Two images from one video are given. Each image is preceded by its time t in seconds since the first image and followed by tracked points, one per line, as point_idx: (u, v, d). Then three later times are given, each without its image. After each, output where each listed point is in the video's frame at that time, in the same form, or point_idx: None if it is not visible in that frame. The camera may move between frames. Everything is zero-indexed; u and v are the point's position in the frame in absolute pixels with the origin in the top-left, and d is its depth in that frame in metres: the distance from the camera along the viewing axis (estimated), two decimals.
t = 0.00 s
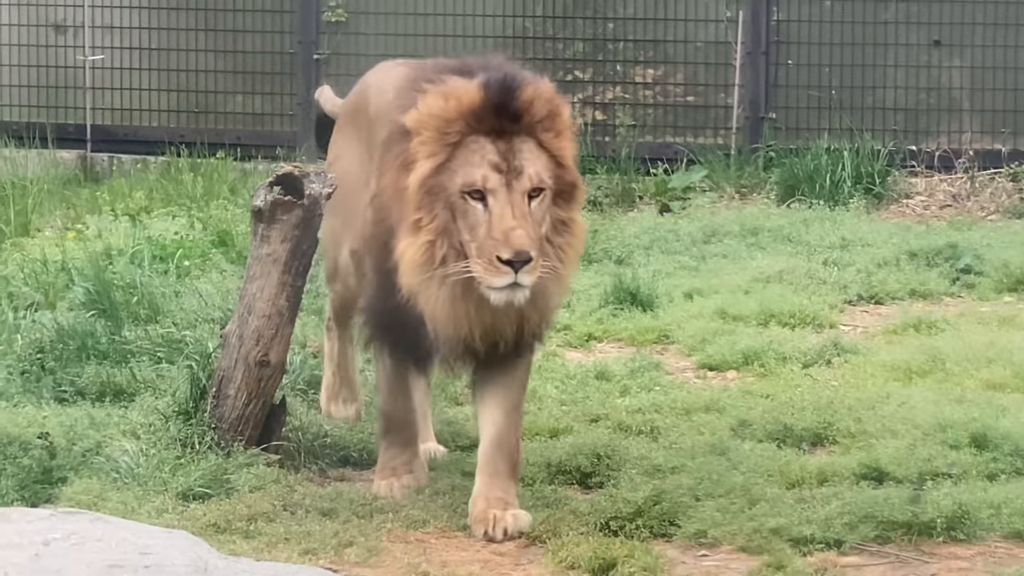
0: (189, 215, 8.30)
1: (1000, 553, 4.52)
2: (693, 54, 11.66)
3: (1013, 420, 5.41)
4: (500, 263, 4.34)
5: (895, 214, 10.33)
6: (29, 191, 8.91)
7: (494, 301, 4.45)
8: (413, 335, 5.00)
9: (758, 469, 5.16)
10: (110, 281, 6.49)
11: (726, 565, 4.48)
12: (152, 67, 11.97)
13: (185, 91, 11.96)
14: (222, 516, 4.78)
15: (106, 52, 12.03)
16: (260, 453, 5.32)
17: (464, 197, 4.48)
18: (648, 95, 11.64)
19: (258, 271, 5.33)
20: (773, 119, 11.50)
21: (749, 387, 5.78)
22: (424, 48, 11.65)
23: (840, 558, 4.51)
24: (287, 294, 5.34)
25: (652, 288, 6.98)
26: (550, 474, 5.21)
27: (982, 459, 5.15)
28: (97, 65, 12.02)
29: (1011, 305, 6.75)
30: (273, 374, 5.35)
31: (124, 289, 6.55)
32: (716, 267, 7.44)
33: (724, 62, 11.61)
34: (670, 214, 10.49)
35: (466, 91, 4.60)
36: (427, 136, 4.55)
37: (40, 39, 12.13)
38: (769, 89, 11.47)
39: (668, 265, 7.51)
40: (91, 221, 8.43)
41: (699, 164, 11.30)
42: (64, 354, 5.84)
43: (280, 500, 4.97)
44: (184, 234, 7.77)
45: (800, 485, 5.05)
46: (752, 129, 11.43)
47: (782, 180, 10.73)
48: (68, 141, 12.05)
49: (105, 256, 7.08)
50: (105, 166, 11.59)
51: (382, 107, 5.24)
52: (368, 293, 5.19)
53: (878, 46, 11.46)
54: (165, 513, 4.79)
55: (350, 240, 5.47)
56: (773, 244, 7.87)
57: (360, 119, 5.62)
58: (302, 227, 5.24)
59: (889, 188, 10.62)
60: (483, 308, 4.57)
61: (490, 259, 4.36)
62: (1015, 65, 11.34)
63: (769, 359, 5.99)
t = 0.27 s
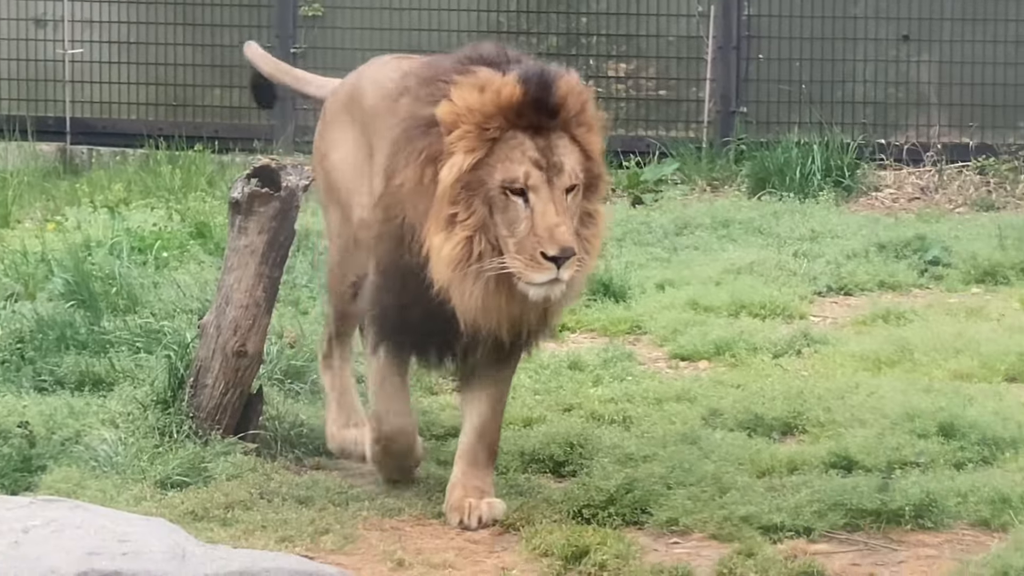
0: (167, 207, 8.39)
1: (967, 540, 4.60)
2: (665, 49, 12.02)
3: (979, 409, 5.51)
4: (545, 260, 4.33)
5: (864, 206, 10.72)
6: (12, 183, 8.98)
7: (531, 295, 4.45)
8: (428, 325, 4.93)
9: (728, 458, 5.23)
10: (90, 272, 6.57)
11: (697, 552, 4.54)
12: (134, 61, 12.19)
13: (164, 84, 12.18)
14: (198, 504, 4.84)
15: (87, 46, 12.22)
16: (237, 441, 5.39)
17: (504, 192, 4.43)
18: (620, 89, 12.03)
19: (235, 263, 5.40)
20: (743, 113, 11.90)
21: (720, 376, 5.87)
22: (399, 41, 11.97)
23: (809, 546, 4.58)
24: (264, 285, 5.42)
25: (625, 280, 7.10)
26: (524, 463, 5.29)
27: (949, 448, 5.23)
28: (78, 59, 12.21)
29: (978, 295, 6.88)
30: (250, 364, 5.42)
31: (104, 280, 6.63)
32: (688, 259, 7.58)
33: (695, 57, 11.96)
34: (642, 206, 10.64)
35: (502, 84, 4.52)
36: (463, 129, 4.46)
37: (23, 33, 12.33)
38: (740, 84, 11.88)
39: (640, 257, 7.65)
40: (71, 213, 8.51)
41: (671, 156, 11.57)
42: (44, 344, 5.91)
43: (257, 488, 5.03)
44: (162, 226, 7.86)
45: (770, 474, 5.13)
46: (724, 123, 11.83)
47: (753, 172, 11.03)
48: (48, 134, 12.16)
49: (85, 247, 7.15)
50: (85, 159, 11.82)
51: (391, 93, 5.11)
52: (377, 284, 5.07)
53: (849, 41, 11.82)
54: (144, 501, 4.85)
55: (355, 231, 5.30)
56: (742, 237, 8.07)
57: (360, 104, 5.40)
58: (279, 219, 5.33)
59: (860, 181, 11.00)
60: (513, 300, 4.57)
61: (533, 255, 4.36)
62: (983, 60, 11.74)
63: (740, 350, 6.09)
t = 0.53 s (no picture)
0: (155, 206, 8.64)
1: (920, 525, 4.83)
2: (632, 54, 12.37)
3: (930, 399, 5.77)
4: (565, 262, 4.24)
5: (821, 205, 11.02)
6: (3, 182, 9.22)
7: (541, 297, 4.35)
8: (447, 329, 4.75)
9: (691, 446, 5.46)
10: (80, 267, 6.82)
11: (661, 536, 4.76)
12: (123, 65, 12.50)
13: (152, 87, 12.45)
14: (184, 490, 5.06)
15: (77, 51, 12.53)
16: (221, 429, 5.63)
17: (526, 194, 4.31)
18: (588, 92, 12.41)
19: (219, 259, 5.61)
20: (706, 115, 12.21)
21: (684, 368, 6.16)
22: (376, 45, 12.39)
23: (768, 529, 4.79)
24: (246, 280, 5.63)
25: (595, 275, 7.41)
26: (495, 450, 5.54)
27: (903, 436, 5.47)
28: (69, 63, 12.51)
29: (927, 290, 7.30)
30: (233, 355, 5.65)
31: (93, 275, 6.88)
32: (654, 255, 7.90)
33: (661, 62, 12.31)
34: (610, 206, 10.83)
35: (528, 87, 4.42)
36: (489, 128, 4.33)
37: (15, 40, 12.65)
38: (704, 88, 12.19)
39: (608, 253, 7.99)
40: (61, 211, 8.77)
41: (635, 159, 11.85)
42: (36, 336, 6.17)
43: (240, 474, 5.26)
44: (148, 223, 8.14)
45: (731, 461, 5.37)
46: (687, 125, 12.13)
47: (715, 172, 11.34)
48: (39, 135, 12.37)
49: (75, 242, 7.40)
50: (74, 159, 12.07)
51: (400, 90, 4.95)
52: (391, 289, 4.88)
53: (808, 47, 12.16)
54: (131, 487, 5.09)
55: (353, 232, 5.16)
56: (704, 233, 8.46)
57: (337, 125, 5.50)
58: (261, 216, 5.53)
59: (816, 181, 11.29)
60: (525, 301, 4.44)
61: (552, 257, 4.26)
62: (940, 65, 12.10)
63: (702, 343, 6.40)
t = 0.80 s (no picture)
0: (121, 199, 8.71)
1: (884, 515, 4.82)
2: (597, 48, 12.29)
3: (895, 391, 5.80)
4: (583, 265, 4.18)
5: (786, 198, 11.05)
6: None
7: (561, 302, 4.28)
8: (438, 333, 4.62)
9: (657, 438, 5.45)
10: (47, 261, 6.86)
11: (626, 527, 4.74)
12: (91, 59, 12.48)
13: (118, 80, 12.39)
14: (151, 483, 5.03)
15: (44, 45, 12.51)
16: (187, 422, 5.65)
17: (538, 199, 4.26)
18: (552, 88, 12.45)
19: (186, 252, 5.66)
20: (672, 109, 12.15)
21: (650, 360, 6.23)
22: (344, 40, 12.37)
23: (732, 521, 4.78)
24: (213, 273, 5.67)
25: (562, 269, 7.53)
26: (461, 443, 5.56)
27: (868, 428, 5.47)
28: (36, 57, 12.47)
29: (892, 283, 7.47)
30: (200, 348, 5.68)
31: (60, 269, 6.91)
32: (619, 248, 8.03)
33: (626, 56, 12.21)
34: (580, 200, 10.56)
35: (533, 94, 4.37)
36: (495, 135, 4.28)
37: None
38: (670, 81, 12.12)
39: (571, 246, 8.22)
40: (29, 203, 8.79)
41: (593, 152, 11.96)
42: (2, 330, 6.20)
43: (208, 467, 5.23)
44: (116, 217, 8.20)
45: (697, 453, 5.36)
46: (653, 118, 12.09)
47: (681, 165, 11.35)
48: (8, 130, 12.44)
49: (43, 236, 7.41)
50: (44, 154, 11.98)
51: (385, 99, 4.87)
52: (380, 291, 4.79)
53: (773, 40, 12.05)
54: (99, 480, 5.06)
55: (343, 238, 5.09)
56: (668, 225, 8.66)
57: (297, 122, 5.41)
58: (227, 210, 5.57)
59: (782, 174, 11.28)
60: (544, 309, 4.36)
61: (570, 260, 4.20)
62: (909, 58, 11.94)
63: (668, 335, 6.51)
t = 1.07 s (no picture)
0: (78, 190, 8.77)
1: (843, 505, 4.68)
2: (554, 37, 11.98)
3: (854, 379, 5.81)
4: (574, 266, 4.15)
5: (743, 186, 10.89)
6: None
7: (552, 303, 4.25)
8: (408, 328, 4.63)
9: (615, 427, 5.43)
10: (4, 251, 6.85)
11: (586, 516, 4.63)
12: (45, 49, 12.27)
13: (74, 70, 12.24)
14: (110, 473, 4.90)
15: None
16: (146, 412, 5.62)
17: (527, 199, 4.22)
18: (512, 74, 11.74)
19: (144, 242, 5.63)
20: (630, 98, 11.96)
21: (609, 350, 6.30)
22: (297, 29, 11.71)
23: (692, 509, 4.67)
24: (171, 263, 5.66)
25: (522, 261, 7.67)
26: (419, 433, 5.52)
27: (827, 417, 5.44)
28: None
29: (850, 272, 7.68)
30: (158, 339, 5.68)
31: (18, 259, 6.90)
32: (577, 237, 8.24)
33: (584, 44, 11.99)
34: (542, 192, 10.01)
35: (519, 93, 4.33)
36: (484, 134, 4.24)
37: None
38: (627, 70, 11.97)
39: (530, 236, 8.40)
40: None
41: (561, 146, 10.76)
42: None
43: (167, 457, 5.14)
44: (75, 209, 8.23)
45: (655, 442, 5.32)
46: (611, 108, 11.84)
47: (639, 152, 11.06)
48: None
49: None
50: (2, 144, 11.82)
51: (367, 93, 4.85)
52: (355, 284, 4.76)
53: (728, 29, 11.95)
54: (58, 469, 4.93)
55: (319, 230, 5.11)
56: (628, 215, 8.79)
57: (276, 113, 5.37)
58: (186, 200, 5.54)
59: (740, 163, 11.20)
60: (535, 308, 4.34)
61: (562, 261, 4.16)
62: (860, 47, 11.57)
63: (625, 324, 6.60)
